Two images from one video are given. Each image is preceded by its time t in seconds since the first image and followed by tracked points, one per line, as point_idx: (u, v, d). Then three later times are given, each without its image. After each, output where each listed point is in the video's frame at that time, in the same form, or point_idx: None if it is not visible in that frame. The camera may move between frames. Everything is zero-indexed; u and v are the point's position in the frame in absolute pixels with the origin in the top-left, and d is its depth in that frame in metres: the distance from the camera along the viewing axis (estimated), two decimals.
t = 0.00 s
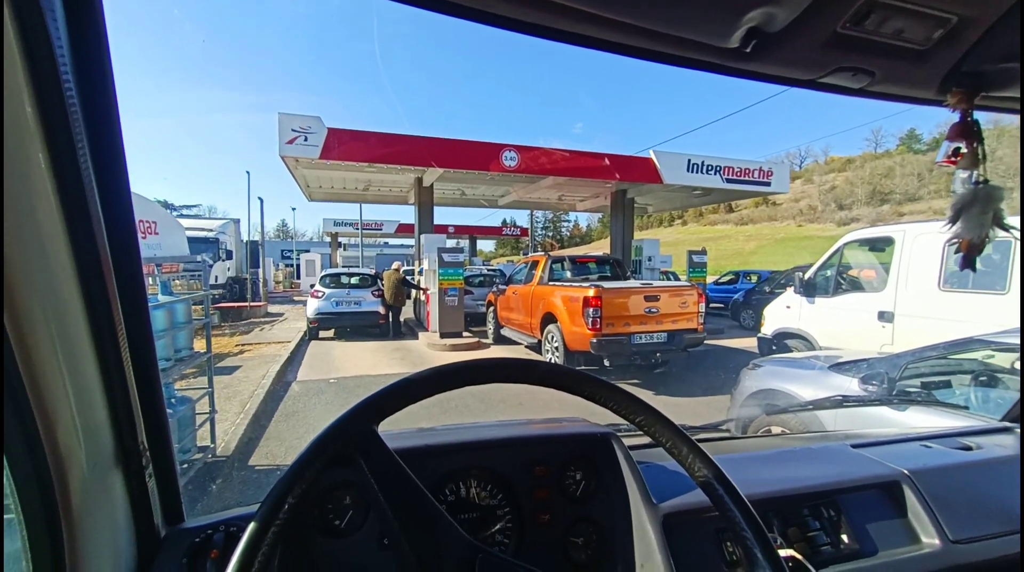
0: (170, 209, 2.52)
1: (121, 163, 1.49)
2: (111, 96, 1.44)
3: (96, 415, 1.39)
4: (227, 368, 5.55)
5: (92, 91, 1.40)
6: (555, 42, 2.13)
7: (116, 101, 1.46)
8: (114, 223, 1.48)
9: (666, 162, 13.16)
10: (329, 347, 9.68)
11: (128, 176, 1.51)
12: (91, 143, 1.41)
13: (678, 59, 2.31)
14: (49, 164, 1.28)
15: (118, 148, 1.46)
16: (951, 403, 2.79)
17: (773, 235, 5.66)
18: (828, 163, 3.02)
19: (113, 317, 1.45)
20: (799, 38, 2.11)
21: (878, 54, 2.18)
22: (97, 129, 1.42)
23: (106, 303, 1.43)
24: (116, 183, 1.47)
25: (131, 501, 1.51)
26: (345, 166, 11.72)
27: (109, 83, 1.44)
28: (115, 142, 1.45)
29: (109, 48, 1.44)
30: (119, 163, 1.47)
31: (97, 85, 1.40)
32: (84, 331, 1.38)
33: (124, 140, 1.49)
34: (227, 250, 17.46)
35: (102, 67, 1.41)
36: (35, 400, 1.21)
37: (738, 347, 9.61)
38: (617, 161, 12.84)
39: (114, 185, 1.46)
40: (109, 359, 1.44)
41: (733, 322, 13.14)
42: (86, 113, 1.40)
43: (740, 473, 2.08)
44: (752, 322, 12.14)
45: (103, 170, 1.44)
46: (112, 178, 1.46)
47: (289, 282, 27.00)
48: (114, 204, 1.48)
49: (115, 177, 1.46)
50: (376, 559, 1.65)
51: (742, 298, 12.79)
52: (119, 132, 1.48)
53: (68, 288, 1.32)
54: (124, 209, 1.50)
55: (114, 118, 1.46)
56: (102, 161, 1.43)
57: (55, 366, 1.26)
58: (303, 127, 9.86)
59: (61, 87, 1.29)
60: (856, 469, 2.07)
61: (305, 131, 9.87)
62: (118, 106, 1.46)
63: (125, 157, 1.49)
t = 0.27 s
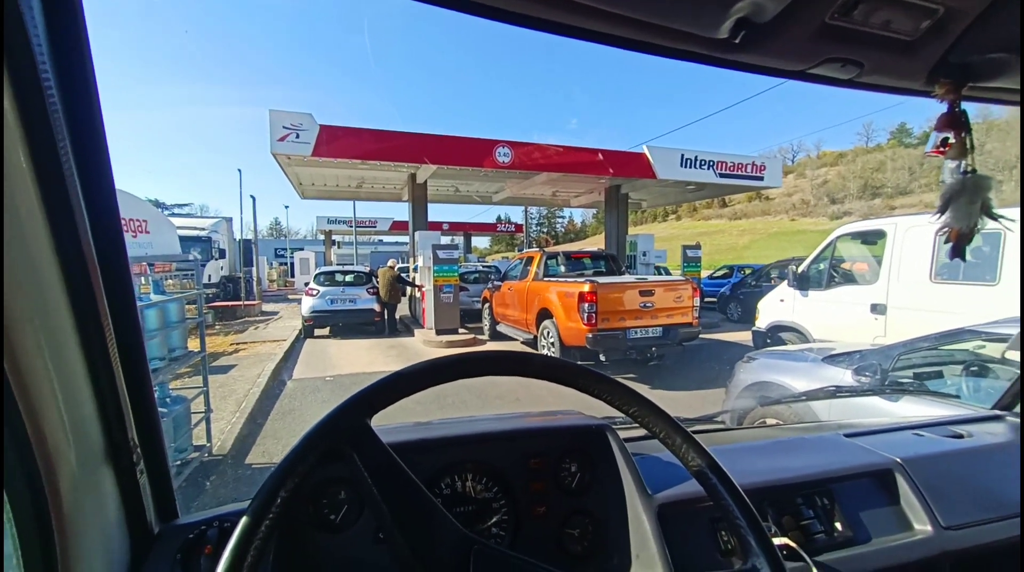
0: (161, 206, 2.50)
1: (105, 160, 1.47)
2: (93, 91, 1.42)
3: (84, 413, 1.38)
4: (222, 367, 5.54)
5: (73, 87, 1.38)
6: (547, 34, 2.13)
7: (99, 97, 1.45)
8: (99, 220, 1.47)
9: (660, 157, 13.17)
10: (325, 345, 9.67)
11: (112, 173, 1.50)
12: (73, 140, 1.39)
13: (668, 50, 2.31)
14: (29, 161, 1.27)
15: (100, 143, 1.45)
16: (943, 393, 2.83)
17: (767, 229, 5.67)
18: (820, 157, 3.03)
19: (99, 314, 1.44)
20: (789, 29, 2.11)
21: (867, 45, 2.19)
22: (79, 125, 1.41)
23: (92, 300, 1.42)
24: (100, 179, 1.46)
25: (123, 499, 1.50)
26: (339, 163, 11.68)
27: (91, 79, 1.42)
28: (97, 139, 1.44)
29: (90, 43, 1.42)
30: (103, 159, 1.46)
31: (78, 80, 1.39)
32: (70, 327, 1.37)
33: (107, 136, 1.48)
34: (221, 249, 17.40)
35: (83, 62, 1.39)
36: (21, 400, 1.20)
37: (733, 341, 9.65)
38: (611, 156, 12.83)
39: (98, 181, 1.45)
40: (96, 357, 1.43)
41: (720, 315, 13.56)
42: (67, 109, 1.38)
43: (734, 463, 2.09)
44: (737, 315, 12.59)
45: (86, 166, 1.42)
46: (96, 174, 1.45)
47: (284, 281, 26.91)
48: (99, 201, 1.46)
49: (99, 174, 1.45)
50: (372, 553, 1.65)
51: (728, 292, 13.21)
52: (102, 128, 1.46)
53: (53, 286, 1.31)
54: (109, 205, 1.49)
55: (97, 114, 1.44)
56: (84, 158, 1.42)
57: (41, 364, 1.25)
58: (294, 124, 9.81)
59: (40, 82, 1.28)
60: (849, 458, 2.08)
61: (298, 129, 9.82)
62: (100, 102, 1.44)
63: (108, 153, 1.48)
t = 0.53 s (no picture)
0: (162, 204, 2.51)
1: (106, 156, 1.47)
2: (94, 88, 1.42)
3: (82, 411, 1.38)
4: (221, 365, 5.54)
5: (75, 84, 1.38)
6: (549, 33, 2.12)
7: (100, 93, 1.45)
8: (99, 216, 1.46)
9: (660, 157, 13.17)
10: (324, 343, 9.67)
11: (112, 170, 1.50)
12: (74, 136, 1.39)
13: (670, 50, 2.31)
14: (30, 157, 1.26)
15: (101, 140, 1.45)
16: (942, 395, 2.84)
17: (766, 229, 5.67)
18: (821, 158, 3.03)
19: (99, 311, 1.43)
20: (792, 28, 2.11)
21: (870, 45, 2.19)
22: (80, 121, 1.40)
23: (92, 296, 1.42)
24: (101, 176, 1.45)
25: (122, 497, 1.50)
26: (339, 161, 11.67)
27: (92, 75, 1.42)
28: (98, 136, 1.44)
29: (91, 39, 1.42)
30: (104, 156, 1.46)
31: (80, 77, 1.39)
32: (70, 324, 1.36)
33: (108, 133, 1.47)
34: (221, 247, 17.40)
35: (85, 59, 1.39)
36: (19, 397, 1.19)
37: (732, 342, 9.65)
38: (611, 155, 12.83)
39: (99, 178, 1.45)
40: (95, 354, 1.43)
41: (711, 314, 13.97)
42: (69, 106, 1.38)
43: (733, 465, 2.09)
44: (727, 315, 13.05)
45: (87, 163, 1.42)
46: (96, 171, 1.44)
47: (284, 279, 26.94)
48: (100, 197, 1.46)
49: (100, 171, 1.45)
50: (370, 553, 1.65)
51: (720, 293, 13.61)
52: (103, 125, 1.46)
53: (53, 283, 1.31)
54: (109, 202, 1.49)
55: (98, 111, 1.44)
56: (85, 155, 1.42)
57: (40, 360, 1.25)
58: (295, 122, 9.82)
59: (41, 79, 1.28)
60: (848, 460, 2.09)
61: (298, 126, 9.83)
62: (102, 99, 1.44)
63: (109, 150, 1.48)
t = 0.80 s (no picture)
0: (163, 206, 2.51)
1: (108, 158, 1.47)
2: (97, 91, 1.43)
3: (84, 412, 1.38)
4: (221, 367, 5.54)
5: (78, 86, 1.38)
6: (550, 35, 2.13)
7: (102, 95, 1.45)
8: (100, 218, 1.46)
9: (660, 159, 13.17)
10: (325, 345, 9.68)
11: (114, 171, 1.50)
12: (77, 138, 1.39)
13: (671, 52, 2.31)
14: (33, 159, 1.27)
15: (104, 142, 1.45)
16: (943, 397, 2.83)
17: (767, 231, 5.67)
18: (822, 159, 3.03)
19: (101, 312, 1.44)
20: (792, 31, 2.11)
21: (870, 47, 2.19)
22: (83, 123, 1.41)
23: (94, 297, 1.42)
24: (103, 178, 1.46)
25: (122, 499, 1.50)
26: (340, 163, 11.68)
27: (95, 77, 1.42)
28: (101, 138, 1.44)
29: (94, 41, 1.43)
30: (106, 158, 1.46)
31: (83, 79, 1.39)
32: (72, 326, 1.37)
33: (110, 135, 1.48)
34: (222, 249, 17.42)
35: (88, 61, 1.40)
36: (21, 398, 1.19)
37: (733, 344, 9.65)
38: (612, 157, 12.83)
39: (100, 180, 1.45)
40: (97, 355, 1.43)
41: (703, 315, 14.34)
42: (72, 108, 1.38)
43: (734, 467, 2.09)
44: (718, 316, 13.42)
45: (89, 164, 1.43)
46: (98, 173, 1.45)
47: (284, 281, 26.96)
48: (102, 199, 1.46)
49: (101, 173, 1.45)
50: (371, 555, 1.65)
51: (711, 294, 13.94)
52: (106, 127, 1.46)
53: (54, 284, 1.31)
54: (111, 203, 1.49)
55: (101, 113, 1.44)
56: (87, 156, 1.42)
57: (42, 361, 1.25)
58: (295, 124, 9.84)
59: (45, 81, 1.28)
60: (849, 462, 2.09)
61: (299, 128, 9.85)
62: (104, 101, 1.45)
63: (111, 152, 1.48)
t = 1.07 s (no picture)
0: (162, 204, 2.50)
1: (107, 156, 1.47)
2: (96, 88, 1.42)
3: (81, 409, 1.38)
4: (220, 364, 5.53)
5: (77, 83, 1.38)
6: (551, 36, 2.13)
7: (102, 92, 1.45)
8: (99, 215, 1.46)
9: (660, 159, 13.17)
10: (323, 343, 9.67)
11: (113, 169, 1.50)
12: (76, 135, 1.39)
13: (671, 53, 2.31)
14: (32, 156, 1.26)
15: (103, 140, 1.45)
16: (942, 398, 2.84)
17: (766, 232, 5.67)
18: (821, 160, 3.03)
19: (99, 310, 1.43)
20: (793, 33, 2.12)
21: (870, 50, 2.19)
22: (82, 120, 1.40)
23: (92, 294, 1.42)
24: (102, 176, 1.45)
25: (120, 497, 1.50)
26: (339, 161, 11.66)
27: (95, 74, 1.42)
28: (100, 136, 1.44)
29: (94, 39, 1.42)
30: (106, 155, 1.46)
31: (83, 77, 1.39)
32: (70, 324, 1.36)
33: (109, 132, 1.47)
34: (220, 246, 17.39)
35: (88, 58, 1.39)
36: (19, 395, 1.19)
37: (731, 344, 9.66)
38: (611, 157, 12.83)
39: (100, 177, 1.45)
40: (95, 353, 1.43)
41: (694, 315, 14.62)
42: (71, 105, 1.38)
43: (732, 468, 2.10)
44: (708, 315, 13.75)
45: (88, 162, 1.42)
46: (97, 170, 1.44)
47: (284, 280, 27.07)
48: (100, 197, 1.46)
49: (101, 170, 1.45)
50: (369, 554, 1.65)
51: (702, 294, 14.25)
52: (105, 125, 1.46)
53: (53, 282, 1.31)
54: (110, 201, 1.48)
55: (100, 110, 1.44)
56: (87, 154, 1.42)
57: (39, 359, 1.25)
58: (295, 122, 9.84)
59: (44, 78, 1.28)
60: (847, 463, 2.09)
61: (298, 127, 9.84)
62: (104, 99, 1.44)
63: (111, 150, 1.48)
